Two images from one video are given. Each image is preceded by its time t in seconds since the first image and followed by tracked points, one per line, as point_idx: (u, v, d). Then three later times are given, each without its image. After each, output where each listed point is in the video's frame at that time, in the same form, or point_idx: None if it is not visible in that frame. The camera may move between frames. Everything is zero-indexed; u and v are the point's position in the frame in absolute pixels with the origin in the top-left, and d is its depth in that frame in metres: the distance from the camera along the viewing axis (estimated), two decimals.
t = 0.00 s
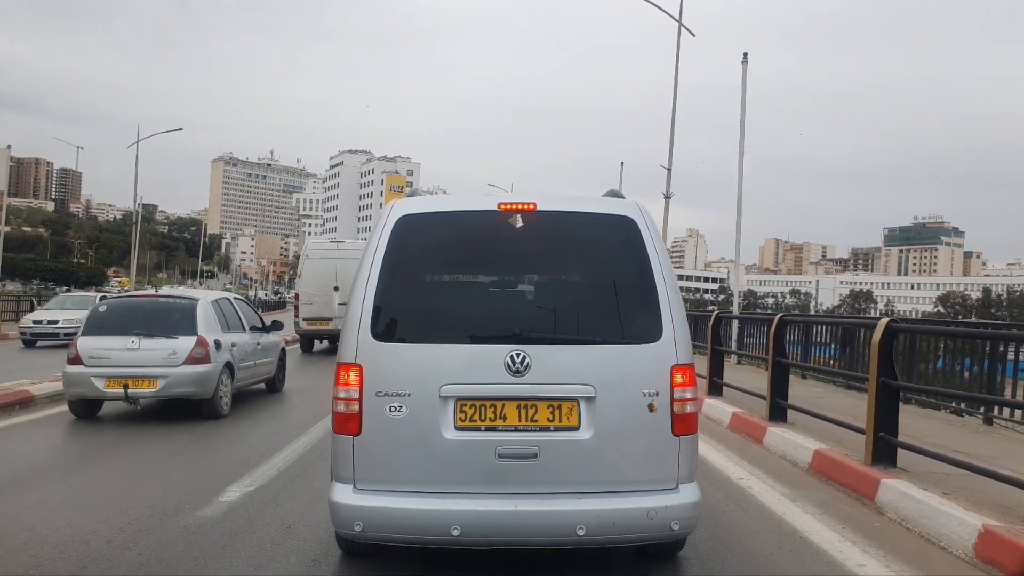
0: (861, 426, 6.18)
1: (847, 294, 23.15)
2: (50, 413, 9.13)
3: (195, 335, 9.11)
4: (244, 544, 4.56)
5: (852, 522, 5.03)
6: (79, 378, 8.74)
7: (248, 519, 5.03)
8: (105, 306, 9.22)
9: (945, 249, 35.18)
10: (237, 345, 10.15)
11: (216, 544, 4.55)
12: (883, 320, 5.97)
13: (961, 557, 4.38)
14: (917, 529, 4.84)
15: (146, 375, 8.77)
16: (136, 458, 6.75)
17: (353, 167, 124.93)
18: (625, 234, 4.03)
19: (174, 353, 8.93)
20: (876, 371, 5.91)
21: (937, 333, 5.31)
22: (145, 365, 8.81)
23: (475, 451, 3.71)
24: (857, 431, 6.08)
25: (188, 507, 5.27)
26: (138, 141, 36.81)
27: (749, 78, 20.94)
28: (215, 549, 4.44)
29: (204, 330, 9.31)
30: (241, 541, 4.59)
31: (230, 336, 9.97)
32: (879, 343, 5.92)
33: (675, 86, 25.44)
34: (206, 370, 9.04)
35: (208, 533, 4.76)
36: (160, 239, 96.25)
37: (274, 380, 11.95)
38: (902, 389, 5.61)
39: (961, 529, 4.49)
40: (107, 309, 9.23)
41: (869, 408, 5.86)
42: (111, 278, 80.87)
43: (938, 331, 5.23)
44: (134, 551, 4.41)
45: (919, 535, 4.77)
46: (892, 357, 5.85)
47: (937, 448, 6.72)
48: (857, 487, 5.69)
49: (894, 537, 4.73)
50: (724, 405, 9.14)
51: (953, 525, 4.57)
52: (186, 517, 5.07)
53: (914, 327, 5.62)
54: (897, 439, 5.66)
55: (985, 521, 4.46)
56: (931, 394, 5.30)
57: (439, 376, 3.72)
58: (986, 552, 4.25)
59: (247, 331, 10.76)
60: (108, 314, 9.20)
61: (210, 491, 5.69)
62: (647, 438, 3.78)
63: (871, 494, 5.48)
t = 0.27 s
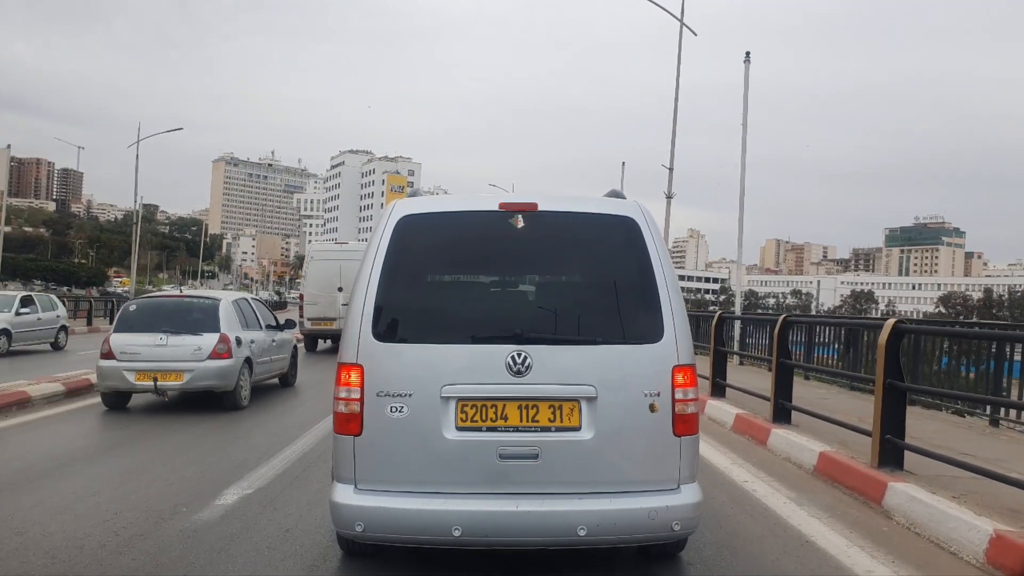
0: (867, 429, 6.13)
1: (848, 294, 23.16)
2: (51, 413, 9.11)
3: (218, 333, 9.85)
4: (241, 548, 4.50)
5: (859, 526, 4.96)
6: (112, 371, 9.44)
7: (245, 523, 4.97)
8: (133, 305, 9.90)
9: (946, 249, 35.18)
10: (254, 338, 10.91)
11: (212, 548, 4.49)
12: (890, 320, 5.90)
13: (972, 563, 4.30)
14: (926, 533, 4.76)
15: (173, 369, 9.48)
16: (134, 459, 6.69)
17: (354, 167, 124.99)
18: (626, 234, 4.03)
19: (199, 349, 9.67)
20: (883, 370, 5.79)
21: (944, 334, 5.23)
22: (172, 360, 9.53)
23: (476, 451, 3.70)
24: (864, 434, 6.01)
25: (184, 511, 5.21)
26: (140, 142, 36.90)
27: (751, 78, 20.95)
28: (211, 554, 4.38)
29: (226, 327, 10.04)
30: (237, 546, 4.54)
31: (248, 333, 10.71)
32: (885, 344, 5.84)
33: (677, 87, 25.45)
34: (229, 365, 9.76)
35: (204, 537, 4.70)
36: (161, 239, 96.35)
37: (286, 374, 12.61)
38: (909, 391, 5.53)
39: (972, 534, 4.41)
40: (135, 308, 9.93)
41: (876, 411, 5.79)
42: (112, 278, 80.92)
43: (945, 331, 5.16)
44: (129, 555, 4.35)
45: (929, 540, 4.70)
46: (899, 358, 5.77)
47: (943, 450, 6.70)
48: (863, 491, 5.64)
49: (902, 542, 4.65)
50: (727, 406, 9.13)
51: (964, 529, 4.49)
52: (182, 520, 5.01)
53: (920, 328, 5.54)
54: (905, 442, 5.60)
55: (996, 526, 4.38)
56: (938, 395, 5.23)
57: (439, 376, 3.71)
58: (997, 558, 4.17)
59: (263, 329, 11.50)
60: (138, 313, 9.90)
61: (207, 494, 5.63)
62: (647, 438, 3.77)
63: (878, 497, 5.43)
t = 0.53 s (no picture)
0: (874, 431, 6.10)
1: (849, 294, 23.16)
2: (51, 413, 9.10)
3: (236, 330, 10.51)
4: (237, 552, 4.44)
5: (866, 531, 4.91)
6: (139, 366, 10.09)
7: (242, 527, 4.91)
8: (157, 304, 10.56)
9: (947, 249, 35.20)
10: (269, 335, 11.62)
11: (208, 552, 4.43)
12: (897, 320, 5.84)
13: (982, 568, 4.24)
14: (935, 538, 4.70)
15: (196, 364, 10.13)
16: (132, 463, 6.64)
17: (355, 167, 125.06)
18: (626, 234, 4.02)
19: (220, 346, 10.32)
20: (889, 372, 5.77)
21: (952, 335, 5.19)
22: (195, 355, 10.18)
23: (477, 452, 3.70)
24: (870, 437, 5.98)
25: (181, 514, 5.16)
26: (138, 141, 37.06)
27: (753, 78, 20.93)
28: (206, 558, 4.32)
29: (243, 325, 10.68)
30: (233, 550, 4.47)
31: (264, 331, 11.36)
32: (892, 344, 5.79)
33: (679, 86, 25.40)
34: (247, 360, 10.41)
35: (200, 541, 4.64)
36: (162, 239, 96.42)
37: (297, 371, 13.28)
38: (917, 393, 5.50)
39: (982, 539, 4.35)
40: (159, 307, 10.58)
41: (883, 414, 5.77)
42: (112, 278, 80.97)
43: (952, 332, 5.12)
44: (123, 560, 4.29)
45: (938, 545, 4.63)
46: (906, 359, 5.72)
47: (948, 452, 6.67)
48: (870, 494, 5.59)
49: (911, 547, 4.60)
50: (731, 407, 9.10)
51: (973, 534, 4.43)
52: (177, 524, 4.95)
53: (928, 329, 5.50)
54: (912, 444, 5.57)
55: (1007, 530, 4.32)
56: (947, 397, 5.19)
57: (440, 376, 3.71)
58: (1008, 563, 4.11)
59: (277, 328, 12.17)
60: (163, 312, 10.54)
61: (204, 498, 5.56)
62: (647, 439, 3.77)
63: (884, 501, 5.37)
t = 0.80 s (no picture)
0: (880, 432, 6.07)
1: (850, 294, 23.15)
2: (50, 414, 9.09)
3: (252, 328, 11.13)
4: (234, 557, 4.35)
5: (873, 534, 4.84)
6: (161, 362, 10.73)
7: (238, 530, 4.82)
8: (177, 304, 11.20)
9: (947, 249, 35.20)
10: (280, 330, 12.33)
11: (204, 557, 4.34)
12: (903, 320, 5.83)
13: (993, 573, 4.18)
14: (944, 542, 4.64)
15: (214, 360, 10.77)
16: (130, 465, 6.58)
17: (355, 167, 125.07)
18: (626, 234, 4.01)
19: (236, 343, 10.94)
20: (896, 375, 5.77)
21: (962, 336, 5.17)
22: (213, 352, 10.82)
23: (478, 452, 3.69)
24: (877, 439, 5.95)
25: (177, 518, 5.07)
26: (138, 141, 37.07)
27: (755, 77, 20.88)
28: (202, 563, 4.22)
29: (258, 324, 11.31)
30: (230, 555, 4.38)
31: (277, 329, 12.00)
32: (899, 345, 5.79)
33: (680, 86, 25.35)
34: (262, 357, 11.03)
35: (195, 545, 4.55)
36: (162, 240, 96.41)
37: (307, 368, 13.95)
38: (924, 395, 5.49)
39: (993, 544, 4.28)
40: (179, 306, 11.21)
41: (889, 416, 5.77)
42: (113, 278, 80.95)
43: (962, 333, 5.10)
44: (117, 565, 4.20)
45: (948, 549, 4.57)
46: (911, 360, 5.70)
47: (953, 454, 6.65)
48: (876, 496, 5.53)
49: (920, 552, 4.53)
50: (733, 407, 9.08)
51: (983, 538, 4.37)
52: (173, 528, 4.86)
53: (937, 330, 5.49)
54: (919, 446, 5.54)
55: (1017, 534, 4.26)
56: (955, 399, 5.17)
57: (441, 376, 3.70)
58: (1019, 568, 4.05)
59: (289, 326, 12.81)
60: (183, 311, 11.18)
61: (200, 501, 5.48)
62: (648, 439, 3.76)
63: (891, 504, 5.31)
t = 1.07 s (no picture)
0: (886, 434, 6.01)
1: (850, 294, 23.15)
2: (47, 415, 9.09)
3: (264, 327, 11.94)
4: (230, 562, 4.27)
5: (880, 539, 4.76)
6: (179, 359, 11.54)
7: (234, 535, 4.73)
8: (193, 304, 12.03)
9: (949, 249, 35.17)
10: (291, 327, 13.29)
11: (199, 562, 4.26)
12: (910, 321, 5.74)
13: None
14: (954, 547, 4.57)
15: (229, 357, 11.58)
16: (127, 467, 6.53)
17: (356, 168, 125.04)
18: (627, 234, 4.01)
19: (250, 340, 11.80)
20: (902, 376, 5.68)
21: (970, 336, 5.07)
22: (228, 349, 11.62)
23: (479, 452, 3.69)
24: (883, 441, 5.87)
25: (172, 522, 4.99)
26: (139, 141, 37.09)
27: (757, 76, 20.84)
28: (197, 568, 4.15)
29: (269, 322, 12.11)
30: (225, 559, 4.30)
31: (287, 328, 12.80)
32: (905, 345, 5.68)
33: (681, 85, 25.32)
34: (274, 354, 11.83)
35: (190, 550, 4.46)
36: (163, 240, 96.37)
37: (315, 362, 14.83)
38: (931, 396, 5.41)
39: (1005, 549, 4.21)
40: (195, 307, 12.03)
41: (896, 418, 5.69)
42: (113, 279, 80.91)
43: (971, 334, 5.00)
44: (110, 569, 4.12)
45: (957, 555, 4.50)
46: (919, 360, 5.62)
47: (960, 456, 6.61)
48: (882, 500, 5.48)
49: (930, 556, 4.45)
50: (735, 408, 9.05)
51: (993, 543, 4.31)
52: (168, 532, 4.78)
53: (943, 330, 5.38)
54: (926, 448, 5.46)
55: None
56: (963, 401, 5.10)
57: (442, 376, 3.70)
58: None
59: (298, 325, 13.59)
60: (199, 311, 11.99)
61: (196, 503, 5.41)
62: (648, 439, 3.75)
63: (899, 507, 5.25)
